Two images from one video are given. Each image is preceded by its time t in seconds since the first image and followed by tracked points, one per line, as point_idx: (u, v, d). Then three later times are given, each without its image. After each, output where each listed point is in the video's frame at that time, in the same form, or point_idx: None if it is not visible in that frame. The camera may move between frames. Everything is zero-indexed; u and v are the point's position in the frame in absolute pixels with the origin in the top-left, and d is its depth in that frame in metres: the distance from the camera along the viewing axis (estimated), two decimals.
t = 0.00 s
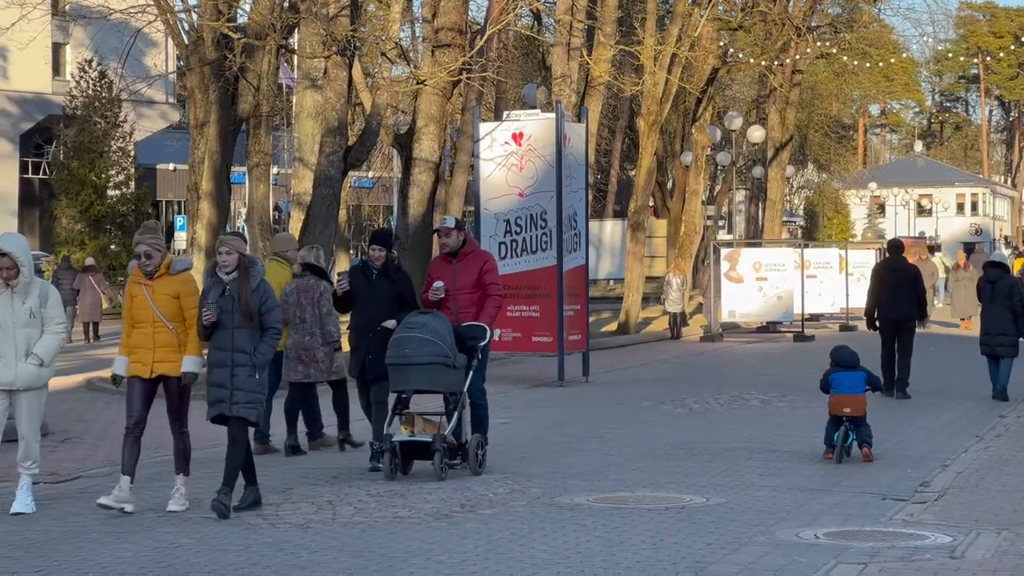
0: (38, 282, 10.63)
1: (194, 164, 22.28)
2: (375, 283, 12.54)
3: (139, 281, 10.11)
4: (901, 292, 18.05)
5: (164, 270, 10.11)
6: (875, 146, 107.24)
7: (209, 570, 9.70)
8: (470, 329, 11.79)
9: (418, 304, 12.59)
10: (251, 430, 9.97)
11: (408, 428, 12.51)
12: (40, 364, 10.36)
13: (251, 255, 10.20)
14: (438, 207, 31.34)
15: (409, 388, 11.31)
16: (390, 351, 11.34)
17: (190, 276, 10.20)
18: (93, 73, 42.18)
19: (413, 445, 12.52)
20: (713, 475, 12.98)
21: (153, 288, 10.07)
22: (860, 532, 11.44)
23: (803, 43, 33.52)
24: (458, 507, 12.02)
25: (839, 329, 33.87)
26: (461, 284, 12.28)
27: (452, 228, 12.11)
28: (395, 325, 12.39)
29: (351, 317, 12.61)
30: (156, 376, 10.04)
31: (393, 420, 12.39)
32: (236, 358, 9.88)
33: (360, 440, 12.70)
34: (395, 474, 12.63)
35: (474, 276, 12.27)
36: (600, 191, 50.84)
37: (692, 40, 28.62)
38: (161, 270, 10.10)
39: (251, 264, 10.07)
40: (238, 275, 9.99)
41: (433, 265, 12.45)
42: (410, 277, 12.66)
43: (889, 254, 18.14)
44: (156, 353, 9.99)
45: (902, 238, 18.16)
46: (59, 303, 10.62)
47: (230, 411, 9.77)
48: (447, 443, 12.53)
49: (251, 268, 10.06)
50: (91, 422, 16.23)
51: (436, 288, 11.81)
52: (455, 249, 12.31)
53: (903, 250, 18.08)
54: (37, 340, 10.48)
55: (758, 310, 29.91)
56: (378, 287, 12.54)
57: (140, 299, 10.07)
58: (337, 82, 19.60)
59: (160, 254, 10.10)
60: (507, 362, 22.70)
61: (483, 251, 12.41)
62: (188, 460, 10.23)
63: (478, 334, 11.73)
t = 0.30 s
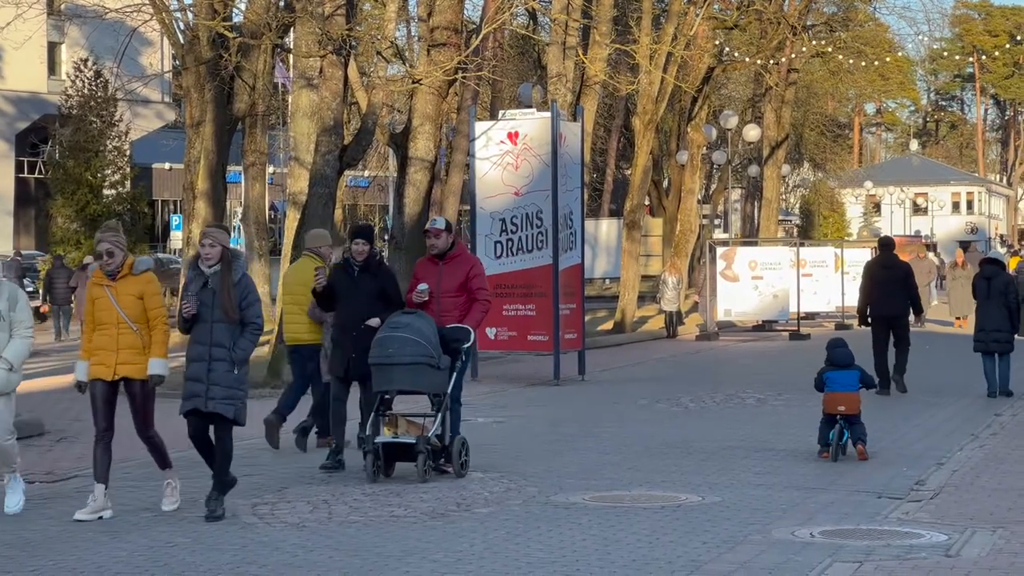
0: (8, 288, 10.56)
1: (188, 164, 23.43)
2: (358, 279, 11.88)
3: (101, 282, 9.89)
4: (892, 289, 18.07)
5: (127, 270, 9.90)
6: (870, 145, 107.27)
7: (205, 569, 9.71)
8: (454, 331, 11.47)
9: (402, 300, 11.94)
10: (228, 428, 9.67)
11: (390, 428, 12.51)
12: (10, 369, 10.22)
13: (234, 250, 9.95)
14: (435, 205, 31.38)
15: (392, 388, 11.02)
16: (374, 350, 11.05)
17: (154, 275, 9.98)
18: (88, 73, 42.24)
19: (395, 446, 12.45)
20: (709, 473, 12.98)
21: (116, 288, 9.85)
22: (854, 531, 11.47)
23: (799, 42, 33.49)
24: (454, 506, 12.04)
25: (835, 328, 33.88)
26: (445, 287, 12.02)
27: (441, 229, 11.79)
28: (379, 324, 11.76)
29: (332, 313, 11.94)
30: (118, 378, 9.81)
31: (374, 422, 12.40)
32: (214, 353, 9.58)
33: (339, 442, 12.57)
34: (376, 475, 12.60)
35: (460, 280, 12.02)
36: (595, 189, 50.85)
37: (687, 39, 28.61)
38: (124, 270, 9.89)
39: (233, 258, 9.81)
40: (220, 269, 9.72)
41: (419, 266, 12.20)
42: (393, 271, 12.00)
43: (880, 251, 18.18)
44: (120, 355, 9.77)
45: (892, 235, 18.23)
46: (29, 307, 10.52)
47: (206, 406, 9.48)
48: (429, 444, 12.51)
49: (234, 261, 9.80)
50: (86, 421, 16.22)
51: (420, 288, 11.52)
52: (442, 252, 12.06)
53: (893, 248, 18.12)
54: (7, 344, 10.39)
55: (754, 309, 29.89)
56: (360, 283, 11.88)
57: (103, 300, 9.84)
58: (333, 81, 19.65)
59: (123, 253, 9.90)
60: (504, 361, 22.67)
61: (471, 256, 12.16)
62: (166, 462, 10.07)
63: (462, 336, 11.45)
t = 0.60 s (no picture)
0: None
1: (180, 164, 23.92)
2: (328, 283, 12.08)
3: (60, 280, 9.74)
4: (884, 289, 18.07)
5: (87, 268, 9.74)
6: (861, 145, 107.33)
7: (196, 569, 9.71)
8: (432, 329, 11.15)
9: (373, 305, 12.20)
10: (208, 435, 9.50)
11: (367, 430, 11.92)
12: None
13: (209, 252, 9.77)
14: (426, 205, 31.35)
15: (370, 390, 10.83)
16: (351, 351, 10.86)
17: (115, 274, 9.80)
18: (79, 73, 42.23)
19: (373, 447, 11.87)
20: (701, 473, 12.98)
21: (76, 288, 9.71)
22: (845, 530, 11.48)
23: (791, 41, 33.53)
24: (445, 506, 12.04)
25: (826, 327, 33.87)
26: (427, 283, 11.66)
27: (426, 223, 11.55)
28: (351, 328, 11.92)
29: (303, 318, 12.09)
30: (79, 379, 9.68)
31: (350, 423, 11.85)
32: (194, 358, 9.42)
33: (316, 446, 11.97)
34: (355, 478, 12.41)
35: (441, 277, 11.64)
36: (587, 190, 50.85)
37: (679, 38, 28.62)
38: (84, 268, 9.72)
39: (207, 259, 9.63)
40: (194, 271, 9.55)
41: (401, 261, 11.84)
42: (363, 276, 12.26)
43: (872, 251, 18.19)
44: (79, 355, 9.64)
45: (885, 235, 18.24)
46: None
47: (186, 413, 9.30)
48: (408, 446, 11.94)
49: (209, 263, 9.63)
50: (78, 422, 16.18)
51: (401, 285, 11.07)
52: (425, 247, 11.71)
53: (886, 248, 18.12)
54: None
55: (745, 309, 29.85)
56: (331, 288, 12.08)
57: (62, 299, 9.72)
58: (325, 81, 19.32)
59: (83, 251, 9.71)
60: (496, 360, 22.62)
61: (455, 251, 11.77)
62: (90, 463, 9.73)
63: (442, 334, 11.13)
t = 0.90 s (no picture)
0: None
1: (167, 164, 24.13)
2: (292, 280, 11.52)
3: (21, 283, 9.63)
4: (876, 289, 18.09)
5: (48, 272, 9.61)
6: (848, 146, 107.53)
7: (182, 570, 9.71)
8: (407, 331, 11.06)
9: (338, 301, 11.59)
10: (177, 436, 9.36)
11: (341, 432, 11.06)
12: None
13: (167, 251, 9.57)
14: (412, 206, 31.36)
15: (343, 392, 10.74)
16: (322, 352, 10.79)
17: (78, 281, 9.69)
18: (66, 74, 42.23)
19: (346, 451, 11.03)
20: (688, 473, 13.00)
21: (36, 292, 9.58)
22: (832, 530, 11.51)
23: (778, 42, 33.60)
24: (432, 506, 12.06)
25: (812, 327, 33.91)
26: (400, 286, 11.63)
27: (393, 229, 11.48)
28: (316, 325, 11.36)
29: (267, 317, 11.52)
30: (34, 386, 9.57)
31: (323, 424, 11.05)
32: (155, 360, 9.23)
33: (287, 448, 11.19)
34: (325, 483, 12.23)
35: (414, 279, 11.63)
36: (574, 190, 50.92)
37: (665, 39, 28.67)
38: (45, 272, 9.60)
39: (167, 260, 9.44)
40: (153, 273, 9.36)
41: (371, 265, 11.79)
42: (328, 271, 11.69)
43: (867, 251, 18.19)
44: (32, 361, 9.52)
45: (880, 235, 18.22)
46: None
47: (148, 415, 9.12)
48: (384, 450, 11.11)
49: (167, 263, 9.43)
50: (63, 423, 16.14)
51: (374, 289, 11.02)
52: (395, 251, 11.66)
53: (881, 247, 18.11)
54: None
55: (732, 309, 29.89)
56: (294, 285, 11.51)
57: (21, 303, 9.59)
58: (312, 81, 19.33)
59: (47, 255, 9.61)
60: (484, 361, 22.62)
61: (425, 255, 11.76)
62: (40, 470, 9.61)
63: (416, 336, 11.01)
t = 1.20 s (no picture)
0: None
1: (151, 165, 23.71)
2: (256, 287, 11.10)
3: None
4: (859, 290, 18.09)
5: (7, 269, 9.42)
6: (830, 147, 107.63)
7: (162, 573, 9.70)
8: (374, 334, 10.86)
9: (303, 309, 11.15)
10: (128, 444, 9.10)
11: (309, 437, 11.17)
12: None
13: (131, 251, 9.32)
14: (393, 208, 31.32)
15: (311, 396, 10.46)
16: (290, 356, 10.49)
17: (36, 277, 9.49)
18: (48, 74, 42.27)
19: (314, 456, 11.09)
20: (669, 475, 13.02)
21: None
22: (812, 532, 11.55)
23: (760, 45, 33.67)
24: (413, 508, 12.08)
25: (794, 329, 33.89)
26: (362, 285, 11.50)
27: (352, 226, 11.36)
28: (278, 333, 10.90)
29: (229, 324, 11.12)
30: None
31: (292, 430, 11.13)
32: (113, 362, 9.00)
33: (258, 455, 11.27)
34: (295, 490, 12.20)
35: (377, 277, 11.52)
36: (556, 192, 50.94)
37: (647, 41, 28.69)
38: (4, 269, 9.40)
39: (129, 260, 9.18)
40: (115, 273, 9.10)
41: (329, 267, 11.63)
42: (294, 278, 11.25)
43: (850, 252, 18.21)
44: None
45: (863, 237, 18.23)
46: None
47: (105, 418, 8.90)
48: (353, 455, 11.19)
49: (130, 264, 9.18)
50: (43, 425, 16.13)
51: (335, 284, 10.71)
52: (354, 250, 11.55)
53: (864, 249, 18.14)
54: None
55: (713, 311, 29.90)
56: (259, 292, 11.10)
57: None
58: (292, 83, 19.30)
59: (5, 251, 9.41)
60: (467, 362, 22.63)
61: (384, 252, 11.66)
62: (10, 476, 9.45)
63: (385, 339, 10.82)
